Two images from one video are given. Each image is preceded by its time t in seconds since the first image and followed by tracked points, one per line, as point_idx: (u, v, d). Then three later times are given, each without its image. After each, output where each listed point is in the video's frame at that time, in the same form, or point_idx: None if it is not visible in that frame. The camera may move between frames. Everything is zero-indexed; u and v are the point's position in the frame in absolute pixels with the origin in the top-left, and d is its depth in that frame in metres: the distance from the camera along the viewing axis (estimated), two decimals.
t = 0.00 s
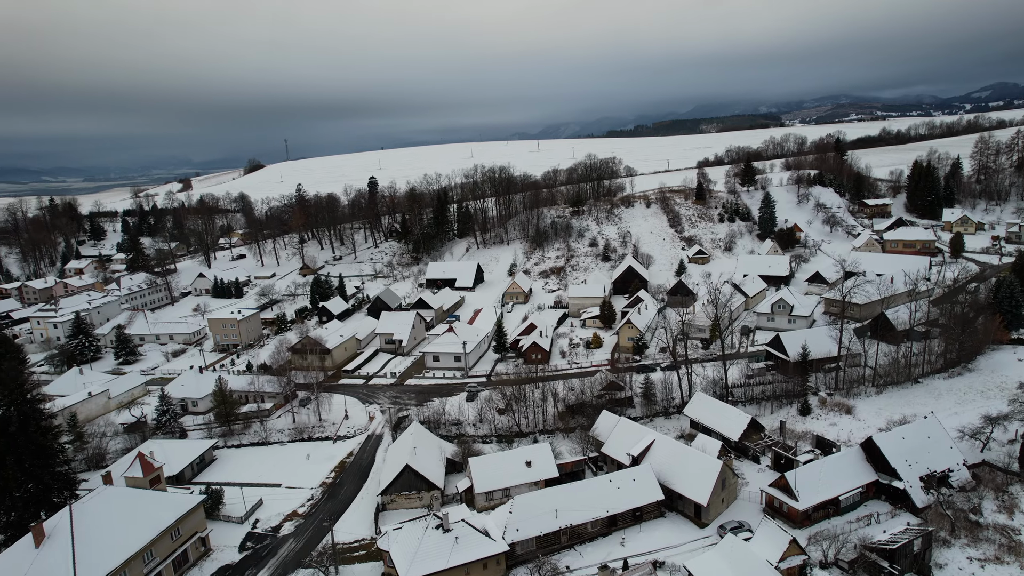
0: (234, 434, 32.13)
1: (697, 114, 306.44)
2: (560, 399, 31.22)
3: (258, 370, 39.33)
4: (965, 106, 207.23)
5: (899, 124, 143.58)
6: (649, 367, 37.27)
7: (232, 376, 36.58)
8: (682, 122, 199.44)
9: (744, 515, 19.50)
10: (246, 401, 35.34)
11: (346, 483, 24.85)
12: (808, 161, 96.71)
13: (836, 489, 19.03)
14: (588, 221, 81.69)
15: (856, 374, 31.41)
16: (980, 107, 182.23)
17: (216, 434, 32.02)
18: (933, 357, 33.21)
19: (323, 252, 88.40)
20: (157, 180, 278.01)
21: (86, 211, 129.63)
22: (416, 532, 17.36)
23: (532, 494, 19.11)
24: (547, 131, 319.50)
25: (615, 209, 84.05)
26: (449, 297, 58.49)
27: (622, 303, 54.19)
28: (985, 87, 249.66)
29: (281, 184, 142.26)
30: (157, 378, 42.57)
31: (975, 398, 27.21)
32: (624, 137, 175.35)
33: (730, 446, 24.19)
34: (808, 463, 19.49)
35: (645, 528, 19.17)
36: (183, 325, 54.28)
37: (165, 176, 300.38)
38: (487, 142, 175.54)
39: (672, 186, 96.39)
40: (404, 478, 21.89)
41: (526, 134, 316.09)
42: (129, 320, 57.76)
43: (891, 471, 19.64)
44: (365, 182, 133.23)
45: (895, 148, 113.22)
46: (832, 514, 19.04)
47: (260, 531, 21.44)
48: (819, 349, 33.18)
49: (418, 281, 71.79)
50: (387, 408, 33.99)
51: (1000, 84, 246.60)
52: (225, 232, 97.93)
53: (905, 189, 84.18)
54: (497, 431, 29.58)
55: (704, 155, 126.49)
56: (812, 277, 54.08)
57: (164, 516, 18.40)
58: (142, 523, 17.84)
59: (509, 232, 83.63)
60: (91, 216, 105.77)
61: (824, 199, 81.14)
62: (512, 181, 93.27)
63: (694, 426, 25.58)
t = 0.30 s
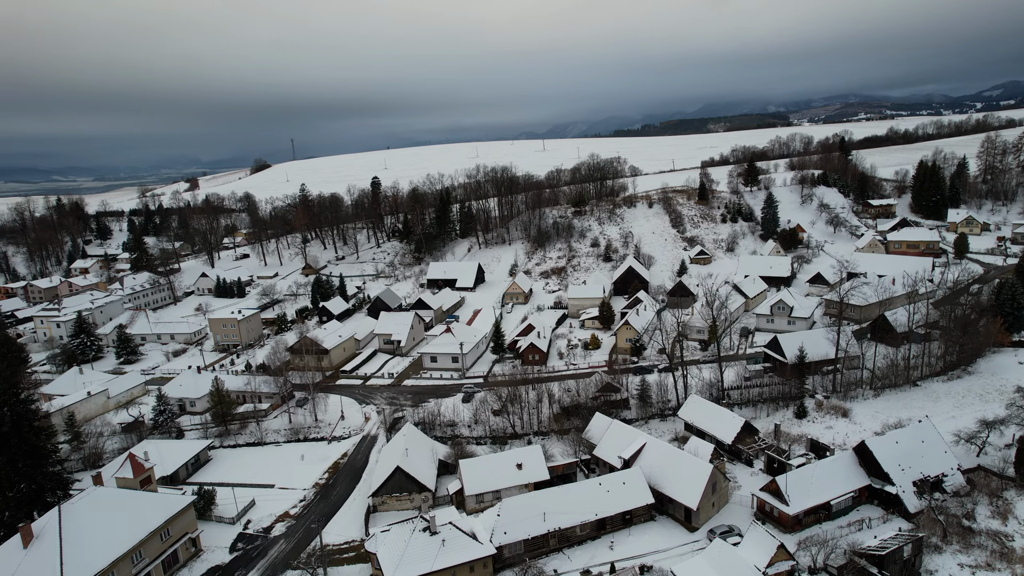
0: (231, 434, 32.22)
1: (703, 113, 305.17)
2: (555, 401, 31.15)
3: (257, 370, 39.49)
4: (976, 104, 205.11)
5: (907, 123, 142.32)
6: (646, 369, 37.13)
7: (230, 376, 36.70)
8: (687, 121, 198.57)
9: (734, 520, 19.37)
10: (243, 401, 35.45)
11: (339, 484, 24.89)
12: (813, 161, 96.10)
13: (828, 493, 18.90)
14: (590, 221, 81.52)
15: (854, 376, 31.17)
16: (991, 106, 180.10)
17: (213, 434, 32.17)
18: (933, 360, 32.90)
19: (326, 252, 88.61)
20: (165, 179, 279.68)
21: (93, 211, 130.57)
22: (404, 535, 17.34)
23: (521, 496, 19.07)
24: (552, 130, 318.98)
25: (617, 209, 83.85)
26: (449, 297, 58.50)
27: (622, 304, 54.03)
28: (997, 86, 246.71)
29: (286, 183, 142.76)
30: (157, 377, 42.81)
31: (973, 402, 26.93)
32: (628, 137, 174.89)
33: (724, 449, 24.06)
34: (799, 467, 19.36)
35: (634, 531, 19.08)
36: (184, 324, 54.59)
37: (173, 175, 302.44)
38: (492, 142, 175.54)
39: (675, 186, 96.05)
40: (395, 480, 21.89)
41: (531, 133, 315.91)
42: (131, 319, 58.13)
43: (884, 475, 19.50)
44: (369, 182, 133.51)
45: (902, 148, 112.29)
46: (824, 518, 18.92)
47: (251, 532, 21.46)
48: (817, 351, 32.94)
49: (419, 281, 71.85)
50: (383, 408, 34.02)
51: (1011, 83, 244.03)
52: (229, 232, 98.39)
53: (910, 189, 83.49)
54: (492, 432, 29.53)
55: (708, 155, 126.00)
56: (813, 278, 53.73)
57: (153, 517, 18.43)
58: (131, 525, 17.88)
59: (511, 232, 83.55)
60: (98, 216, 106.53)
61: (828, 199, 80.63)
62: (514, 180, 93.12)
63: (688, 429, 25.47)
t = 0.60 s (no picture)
0: (227, 434, 32.33)
1: (710, 113, 303.77)
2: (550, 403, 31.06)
3: (255, 370, 39.63)
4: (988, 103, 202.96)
5: (915, 122, 141.01)
6: (643, 371, 36.99)
7: (228, 376, 36.84)
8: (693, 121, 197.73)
9: (725, 524, 19.25)
10: (240, 401, 35.58)
11: (333, 485, 24.93)
12: (817, 161, 95.43)
13: (819, 498, 18.73)
14: (592, 221, 81.34)
15: (852, 379, 30.90)
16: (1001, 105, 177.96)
17: (210, 434, 32.32)
18: (933, 363, 32.56)
19: (328, 251, 88.82)
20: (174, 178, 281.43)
21: (100, 210, 131.57)
22: (390, 537, 17.31)
23: (509, 499, 19.02)
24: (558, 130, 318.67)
25: (619, 209, 83.58)
26: (450, 297, 58.51)
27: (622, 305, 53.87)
28: (1009, 85, 243.72)
29: (292, 183, 143.25)
30: (157, 376, 43.07)
31: (972, 405, 26.65)
32: (633, 137, 174.39)
33: (717, 452, 23.94)
34: (791, 472, 19.20)
35: (624, 535, 19.00)
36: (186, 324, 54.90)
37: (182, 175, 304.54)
38: (497, 142, 175.47)
39: (678, 186, 95.67)
40: (386, 481, 21.89)
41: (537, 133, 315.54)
42: (133, 319, 58.53)
43: (877, 480, 19.31)
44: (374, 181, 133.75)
45: (908, 148, 111.31)
46: (815, 523, 18.76)
47: (243, 533, 21.52)
48: (815, 353, 32.73)
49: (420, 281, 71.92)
50: (379, 409, 34.05)
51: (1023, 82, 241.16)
52: (233, 232, 98.83)
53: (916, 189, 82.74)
54: (486, 434, 29.50)
55: (712, 155, 125.50)
56: (815, 279, 53.35)
57: (142, 517, 18.46)
58: (120, 525, 17.93)
59: (513, 232, 83.43)
60: (104, 215, 107.28)
61: (832, 199, 80.07)
62: (517, 180, 92.98)
63: (683, 431, 25.33)
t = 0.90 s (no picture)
0: (224, 434, 32.44)
1: (717, 112, 302.68)
2: (545, 403, 30.99)
3: (254, 370, 39.79)
4: (1000, 102, 201.64)
5: (922, 121, 139.77)
6: (640, 372, 36.88)
7: (226, 376, 36.99)
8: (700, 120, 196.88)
9: (715, 528, 19.13)
10: (237, 401, 35.75)
11: (326, 485, 24.97)
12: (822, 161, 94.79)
13: (810, 503, 18.58)
14: (594, 221, 81.15)
15: (849, 382, 30.67)
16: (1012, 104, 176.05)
17: (207, 434, 32.46)
18: (932, 366, 32.27)
19: (331, 251, 89.07)
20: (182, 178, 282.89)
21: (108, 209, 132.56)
22: (377, 540, 17.28)
23: (497, 500, 19.01)
24: (564, 130, 318.60)
25: (621, 209, 83.34)
26: (450, 297, 58.52)
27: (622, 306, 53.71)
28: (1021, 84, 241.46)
29: (297, 183, 143.72)
30: (157, 376, 43.29)
31: (969, 409, 26.36)
32: (638, 136, 173.82)
33: (710, 455, 23.80)
34: (781, 476, 19.06)
35: (612, 538, 18.93)
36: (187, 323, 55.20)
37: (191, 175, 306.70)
38: (501, 142, 175.36)
39: (681, 186, 95.29)
40: (376, 483, 21.89)
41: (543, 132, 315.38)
42: (136, 318, 58.88)
43: (869, 485, 19.15)
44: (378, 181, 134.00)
45: (915, 148, 110.34)
46: (806, 527, 18.63)
47: (234, 533, 21.56)
48: (811, 355, 32.53)
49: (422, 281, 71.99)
50: (376, 409, 34.11)
51: None
52: (237, 231, 99.26)
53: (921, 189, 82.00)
54: (481, 435, 29.47)
55: (716, 155, 124.97)
56: (816, 280, 53.02)
57: (131, 518, 18.57)
58: (109, 525, 18.04)
59: (516, 232, 83.29)
60: (111, 215, 107.97)
61: (836, 199, 79.52)
62: (520, 180, 92.85)
63: (677, 433, 25.21)
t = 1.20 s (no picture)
0: (220, 434, 32.57)
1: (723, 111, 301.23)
2: (540, 404, 30.93)
3: (252, 370, 39.95)
4: (1012, 100, 199.98)
5: (931, 121, 138.44)
6: (637, 373, 36.75)
7: (224, 376, 37.15)
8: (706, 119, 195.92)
9: (705, 532, 19.01)
10: (235, 400, 35.90)
11: (319, 486, 25.00)
12: (827, 161, 94.09)
13: (801, 508, 18.44)
14: (596, 221, 80.91)
15: (846, 385, 30.42)
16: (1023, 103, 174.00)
17: (204, 433, 32.62)
18: (932, 369, 31.96)
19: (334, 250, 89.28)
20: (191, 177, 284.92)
21: (115, 208, 133.49)
22: (364, 541, 17.28)
23: (486, 503, 18.95)
24: (570, 130, 318.07)
25: (624, 210, 83.08)
26: (450, 298, 58.54)
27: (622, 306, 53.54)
28: None
29: (302, 182, 144.20)
30: (157, 375, 43.52)
31: (967, 413, 26.08)
32: (644, 135, 173.26)
33: (703, 458, 23.69)
34: (772, 480, 18.93)
35: (601, 541, 18.85)
36: (189, 323, 55.49)
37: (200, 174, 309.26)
38: (506, 142, 175.26)
39: (684, 186, 94.90)
40: (368, 484, 21.91)
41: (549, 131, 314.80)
42: (138, 317, 59.26)
43: (860, 489, 18.99)
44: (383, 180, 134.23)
45: (922, 147, 109.30)
46: (796, 532, 18.51)
47: (226, 533, 21.62)
48: (808, 357, 32.24)
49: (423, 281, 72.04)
50: (372, 409, 34.18)
51: None
52: (242, 231, 99.76)
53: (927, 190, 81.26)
54: (475, 436, 29.44)
55: (721, 155, 124.37)
56: (817, 281, 52.63)
57: (120, 517, 18.67)
58: (98, 525, 18.16)
59: (518, 232, 83.15)
60: (118, 213, 108.68)
61: (841, 199, 78.94)
62: (522, 180, 92.71)
63: (671, 436, 25.09)
